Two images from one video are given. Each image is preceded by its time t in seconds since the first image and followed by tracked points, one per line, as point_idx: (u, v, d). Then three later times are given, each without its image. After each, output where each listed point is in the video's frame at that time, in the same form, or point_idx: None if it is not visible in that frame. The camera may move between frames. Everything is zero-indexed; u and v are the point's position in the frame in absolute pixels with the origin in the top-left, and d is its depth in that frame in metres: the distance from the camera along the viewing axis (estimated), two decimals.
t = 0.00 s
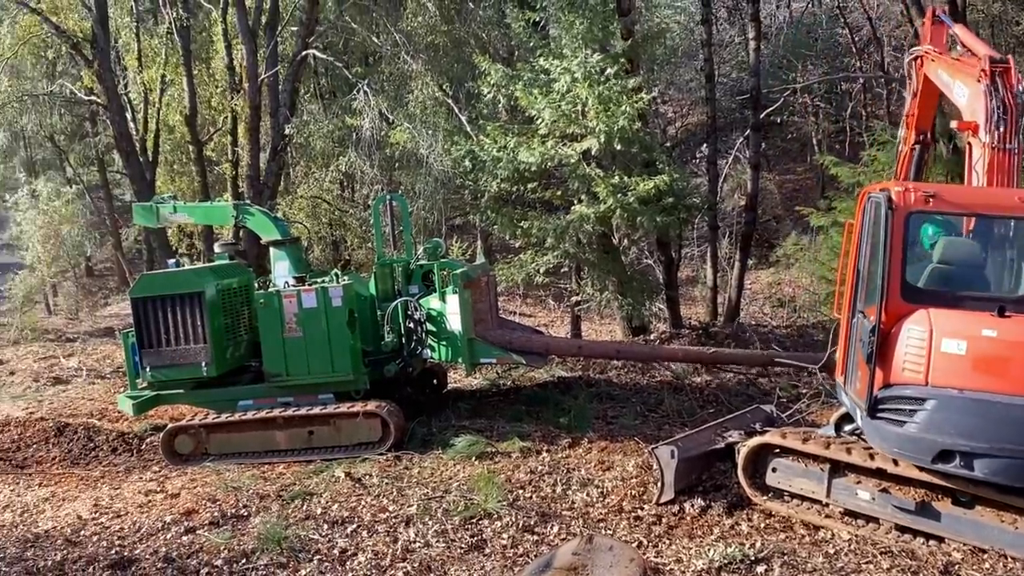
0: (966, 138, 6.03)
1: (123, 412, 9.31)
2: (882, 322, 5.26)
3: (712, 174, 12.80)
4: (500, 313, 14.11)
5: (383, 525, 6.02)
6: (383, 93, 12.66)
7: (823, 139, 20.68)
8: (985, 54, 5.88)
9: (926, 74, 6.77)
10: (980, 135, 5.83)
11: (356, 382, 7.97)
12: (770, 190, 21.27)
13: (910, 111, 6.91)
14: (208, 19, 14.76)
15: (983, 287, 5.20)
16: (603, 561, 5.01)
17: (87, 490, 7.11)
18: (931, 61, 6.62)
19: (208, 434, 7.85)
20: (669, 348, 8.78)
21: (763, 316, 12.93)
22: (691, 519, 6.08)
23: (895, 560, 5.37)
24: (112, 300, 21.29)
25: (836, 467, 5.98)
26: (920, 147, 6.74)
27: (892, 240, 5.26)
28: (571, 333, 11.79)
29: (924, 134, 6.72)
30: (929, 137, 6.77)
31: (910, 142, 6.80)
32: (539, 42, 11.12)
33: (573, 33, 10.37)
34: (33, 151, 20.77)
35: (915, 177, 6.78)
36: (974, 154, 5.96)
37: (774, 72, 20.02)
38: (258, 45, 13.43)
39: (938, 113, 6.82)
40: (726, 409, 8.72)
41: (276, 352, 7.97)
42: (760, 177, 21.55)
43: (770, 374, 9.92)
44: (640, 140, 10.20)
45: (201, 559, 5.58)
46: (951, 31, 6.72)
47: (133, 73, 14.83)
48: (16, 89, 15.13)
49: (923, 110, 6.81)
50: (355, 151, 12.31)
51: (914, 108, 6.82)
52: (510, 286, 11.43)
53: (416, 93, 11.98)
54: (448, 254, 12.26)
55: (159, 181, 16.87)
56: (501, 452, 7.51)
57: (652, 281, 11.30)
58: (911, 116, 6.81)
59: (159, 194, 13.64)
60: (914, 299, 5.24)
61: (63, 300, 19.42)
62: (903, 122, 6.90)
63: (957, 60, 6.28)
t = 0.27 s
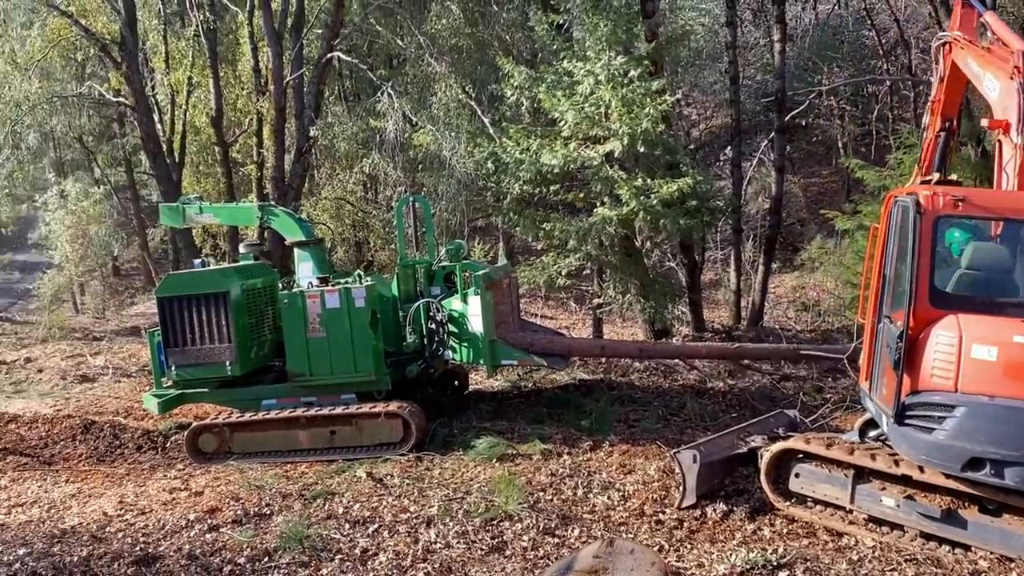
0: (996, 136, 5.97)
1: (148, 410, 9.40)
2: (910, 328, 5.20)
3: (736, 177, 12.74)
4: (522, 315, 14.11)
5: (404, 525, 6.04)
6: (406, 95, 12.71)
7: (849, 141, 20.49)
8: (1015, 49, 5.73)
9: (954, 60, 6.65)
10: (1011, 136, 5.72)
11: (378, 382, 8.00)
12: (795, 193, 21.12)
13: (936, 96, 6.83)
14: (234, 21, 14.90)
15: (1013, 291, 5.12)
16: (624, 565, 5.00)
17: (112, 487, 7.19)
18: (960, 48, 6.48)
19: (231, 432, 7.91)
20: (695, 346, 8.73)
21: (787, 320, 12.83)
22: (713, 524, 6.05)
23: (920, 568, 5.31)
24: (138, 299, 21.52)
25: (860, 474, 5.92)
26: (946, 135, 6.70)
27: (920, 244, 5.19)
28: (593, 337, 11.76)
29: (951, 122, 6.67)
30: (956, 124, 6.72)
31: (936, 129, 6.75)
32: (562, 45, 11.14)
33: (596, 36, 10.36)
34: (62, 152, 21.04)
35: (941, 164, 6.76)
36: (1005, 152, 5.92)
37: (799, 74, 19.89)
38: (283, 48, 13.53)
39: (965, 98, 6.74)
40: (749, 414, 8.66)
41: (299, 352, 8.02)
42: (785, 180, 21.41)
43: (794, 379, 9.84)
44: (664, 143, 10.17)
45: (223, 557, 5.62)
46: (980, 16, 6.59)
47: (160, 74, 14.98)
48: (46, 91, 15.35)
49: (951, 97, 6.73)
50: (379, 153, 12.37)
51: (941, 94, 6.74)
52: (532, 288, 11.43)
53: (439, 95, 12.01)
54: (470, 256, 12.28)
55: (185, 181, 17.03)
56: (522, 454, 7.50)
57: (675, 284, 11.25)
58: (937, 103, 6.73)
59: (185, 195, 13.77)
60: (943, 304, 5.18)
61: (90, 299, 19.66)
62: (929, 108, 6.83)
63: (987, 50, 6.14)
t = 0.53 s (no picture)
0: None
1: (172, 408, 9.50)
2: (942, 334, 5.13)
3: (760, 179, 12.65)
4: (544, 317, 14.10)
5: (425, 526, 6.05)
6: (430, 96, 12.74)
7: (875, 144, 20.28)
8: None
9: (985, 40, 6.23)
10: None
11: (399, 382, 8.02)
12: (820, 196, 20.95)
13: (965, 74, 6.48)
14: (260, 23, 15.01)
15: None
16: (644, 568, 4.98)
17: (137, 484, 7.27)
18: (992, 29, 6.03)
19: (255, 431, 7.97)
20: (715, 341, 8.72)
21: (811, 324, 12.73)
22: (735, 528, 6.01)
23: None
24: (163, 298, 21.73)
25: (885, 480, 5.86)
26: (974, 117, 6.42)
27: (952, 249, 5.11)
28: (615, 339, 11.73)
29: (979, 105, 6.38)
30: (985, 106, 6.42)
31: (964, 110, 6.48)
32: (586, 46, 11.15)
33: (620, 37, 10.32)
34: (90, 152, 21.30)
35: (967, 146, 6.53)
36: None
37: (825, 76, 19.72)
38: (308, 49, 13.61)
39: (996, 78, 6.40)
40: (772, 418, 8.59)
41: (322, 352, 8.06)
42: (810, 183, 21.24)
43: (818, 384, 9.75)
44: (687, 145, 10.12)
45: (246, 555, 5.66)
46: None
47: (186, 75, 15.12)
48: (75, 92, 15.54)
49: (980, 77, 6.38)
50: (402, 154, 12.41)
51: (970, 75, 6.40)
52: (553, 290, 11.41)
53: (462, 97, 12.02)
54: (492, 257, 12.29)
55: (210, 182, 17.19)
56: (543, 456, 7.49)
57: (698, 287, 11.19)
58: (966, 83, 6.41)
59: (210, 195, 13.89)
60: (975, 310, 5.09)
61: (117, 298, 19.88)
62: (958, 87, 6.52)
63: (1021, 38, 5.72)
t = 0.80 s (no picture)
0: None
1: (196, 406, 9.58)
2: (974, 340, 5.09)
3: (784, 182, 12.57)
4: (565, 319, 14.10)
5: (445, 525, 6.07)
6: (452, 98, 12.78)
7: (901, 147, 20.10)
8: None
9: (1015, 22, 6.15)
10: None
11: (421, 382, 8.05)
12: (844, 199, 20.78)
13: (993, 56, 6.40)
14: (285, 25, 15.13)
15: None
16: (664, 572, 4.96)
17: (161, 481, 7.35)
18: None
19: (277, 429, 8.03)
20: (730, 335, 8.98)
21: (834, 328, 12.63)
22: (756, 532, 5.98)
23: None
24: (188, 297, 21.94)
25: (909, 485, 5.81)
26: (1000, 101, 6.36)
27: (985, 253, 5.08)
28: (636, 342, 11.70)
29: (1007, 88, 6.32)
30: (1012, 89, 6.36)
31: (991, 93, 6.41)
32: (608, 47, 11.20)
33: (643, 39, 10.31)
34: (117, 152, 21.53)
35: (992, 129, 6.46)
36: None
37: (850, 78, 19.57)
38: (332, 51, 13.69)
39: None
40: (795, 422, 8.53)
41: (344, 351, 8.11)
42: (834, 186, 21.08)
43: (841, 388, 9.68)
44: (710, 147, 10.09)
45: (268, 552, 5.71)
46: None
47: (212, 77, 15.26)
48: (102, 93, 15.72)
49: (1009, 59, 6.30)
50: (425, 156, 12.47)
51: (999, 56, 6.31)
52: (575, 291, 11.40)
53: (484, 98, 12.04)
54: (513, 258, 12.30)
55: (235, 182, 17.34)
56: (563, 457, 7.50)
57: (720, 290, 11.15)
58: (994, 65, 6.33)
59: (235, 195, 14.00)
60: (1007, 316, 5.05)
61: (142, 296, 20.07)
62: (985, 69, 6.45)
63: None
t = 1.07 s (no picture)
0: None
1: (218, 404, 9.66)
2: (1008, 347, 5.00)
3: (807, 184, 12.48)
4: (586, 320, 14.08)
5: (465, 526, 6.08)
6: (474, 99, 12.80)
7: (926, 149, 19.88)
8: None
9: None
10: None
11: (440, 383, 8.06)
12: (868, 201, 20.59)
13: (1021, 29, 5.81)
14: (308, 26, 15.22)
15: None
16: None
17: (184, 478, 7.42)
18: None
19: (298, 428, 8.08)
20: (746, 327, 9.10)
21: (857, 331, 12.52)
22: (777, 537, 5.94)
23: None
24: (211, 297, 22.11)
25: (932, 491, 5.74)
26: None
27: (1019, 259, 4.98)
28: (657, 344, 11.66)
29: None
30: None
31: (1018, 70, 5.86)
32: (630, 49, 11.14)
33: (666, 40, 10.28)
34: (142, 152, 21.73)
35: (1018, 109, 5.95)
36: None
37: (874, 79, 19.39)
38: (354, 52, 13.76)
39: None
40: (816, 427, 8.47)
41: (365, 351, 8.15)
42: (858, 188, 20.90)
43: (863, 392, 9.60)
44: (733, 148, 10.04)
45: (288, 550, 5.74)
46: None
47: (235, 78, 15.37)
48: (128, 94, 15.88)
49: None
50: (446, 157, 12.49)
51: None
52: (595, 293, 11.38)
53: (506, 99, 12.04)
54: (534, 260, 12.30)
55: (258, 182, 17.45)
56: (582, 459, 7.48)
57: (741, 292, 11.09)
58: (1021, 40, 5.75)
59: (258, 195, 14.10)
60: None
61: (167, 296, 20.25)
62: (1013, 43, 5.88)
63: None
